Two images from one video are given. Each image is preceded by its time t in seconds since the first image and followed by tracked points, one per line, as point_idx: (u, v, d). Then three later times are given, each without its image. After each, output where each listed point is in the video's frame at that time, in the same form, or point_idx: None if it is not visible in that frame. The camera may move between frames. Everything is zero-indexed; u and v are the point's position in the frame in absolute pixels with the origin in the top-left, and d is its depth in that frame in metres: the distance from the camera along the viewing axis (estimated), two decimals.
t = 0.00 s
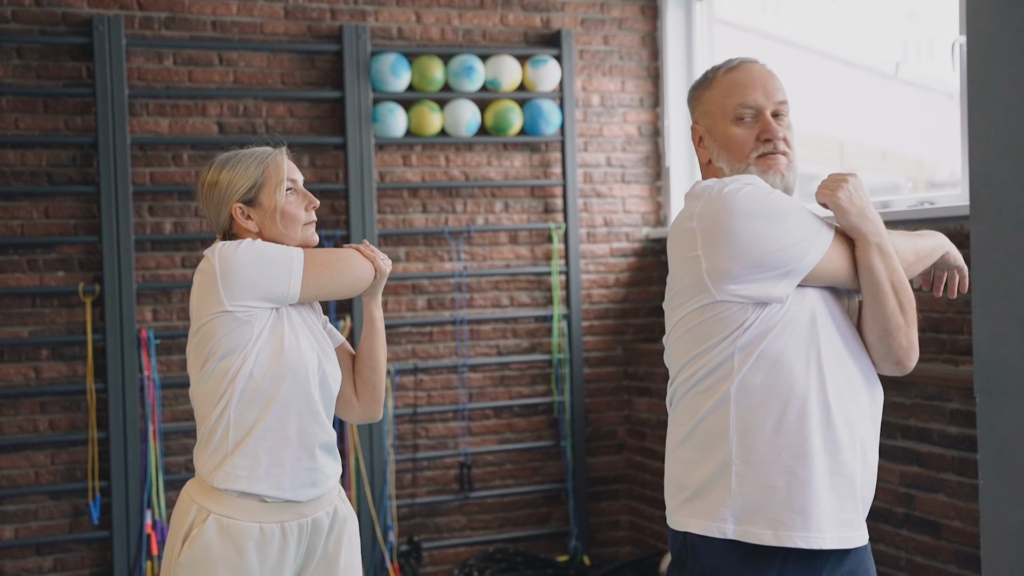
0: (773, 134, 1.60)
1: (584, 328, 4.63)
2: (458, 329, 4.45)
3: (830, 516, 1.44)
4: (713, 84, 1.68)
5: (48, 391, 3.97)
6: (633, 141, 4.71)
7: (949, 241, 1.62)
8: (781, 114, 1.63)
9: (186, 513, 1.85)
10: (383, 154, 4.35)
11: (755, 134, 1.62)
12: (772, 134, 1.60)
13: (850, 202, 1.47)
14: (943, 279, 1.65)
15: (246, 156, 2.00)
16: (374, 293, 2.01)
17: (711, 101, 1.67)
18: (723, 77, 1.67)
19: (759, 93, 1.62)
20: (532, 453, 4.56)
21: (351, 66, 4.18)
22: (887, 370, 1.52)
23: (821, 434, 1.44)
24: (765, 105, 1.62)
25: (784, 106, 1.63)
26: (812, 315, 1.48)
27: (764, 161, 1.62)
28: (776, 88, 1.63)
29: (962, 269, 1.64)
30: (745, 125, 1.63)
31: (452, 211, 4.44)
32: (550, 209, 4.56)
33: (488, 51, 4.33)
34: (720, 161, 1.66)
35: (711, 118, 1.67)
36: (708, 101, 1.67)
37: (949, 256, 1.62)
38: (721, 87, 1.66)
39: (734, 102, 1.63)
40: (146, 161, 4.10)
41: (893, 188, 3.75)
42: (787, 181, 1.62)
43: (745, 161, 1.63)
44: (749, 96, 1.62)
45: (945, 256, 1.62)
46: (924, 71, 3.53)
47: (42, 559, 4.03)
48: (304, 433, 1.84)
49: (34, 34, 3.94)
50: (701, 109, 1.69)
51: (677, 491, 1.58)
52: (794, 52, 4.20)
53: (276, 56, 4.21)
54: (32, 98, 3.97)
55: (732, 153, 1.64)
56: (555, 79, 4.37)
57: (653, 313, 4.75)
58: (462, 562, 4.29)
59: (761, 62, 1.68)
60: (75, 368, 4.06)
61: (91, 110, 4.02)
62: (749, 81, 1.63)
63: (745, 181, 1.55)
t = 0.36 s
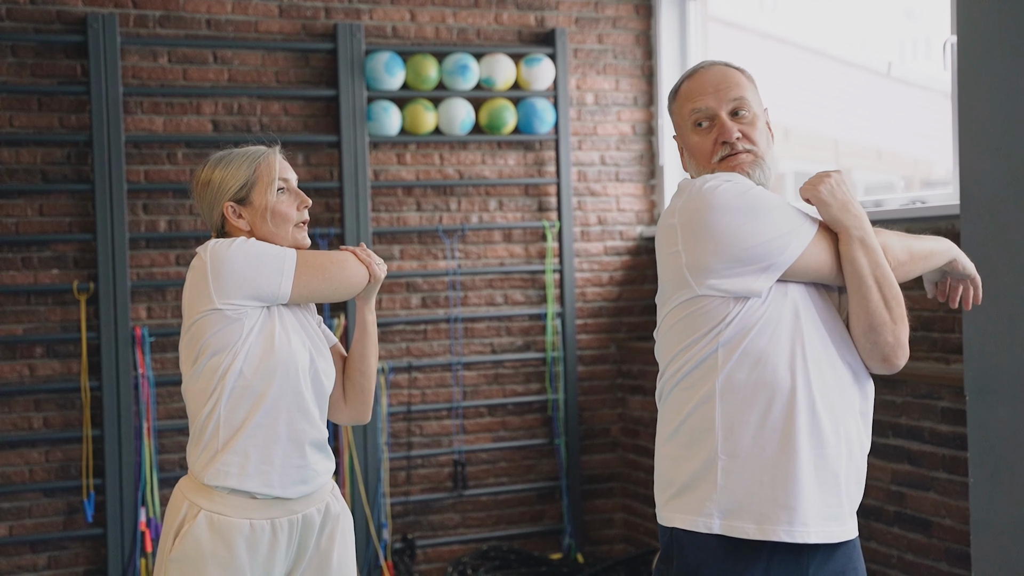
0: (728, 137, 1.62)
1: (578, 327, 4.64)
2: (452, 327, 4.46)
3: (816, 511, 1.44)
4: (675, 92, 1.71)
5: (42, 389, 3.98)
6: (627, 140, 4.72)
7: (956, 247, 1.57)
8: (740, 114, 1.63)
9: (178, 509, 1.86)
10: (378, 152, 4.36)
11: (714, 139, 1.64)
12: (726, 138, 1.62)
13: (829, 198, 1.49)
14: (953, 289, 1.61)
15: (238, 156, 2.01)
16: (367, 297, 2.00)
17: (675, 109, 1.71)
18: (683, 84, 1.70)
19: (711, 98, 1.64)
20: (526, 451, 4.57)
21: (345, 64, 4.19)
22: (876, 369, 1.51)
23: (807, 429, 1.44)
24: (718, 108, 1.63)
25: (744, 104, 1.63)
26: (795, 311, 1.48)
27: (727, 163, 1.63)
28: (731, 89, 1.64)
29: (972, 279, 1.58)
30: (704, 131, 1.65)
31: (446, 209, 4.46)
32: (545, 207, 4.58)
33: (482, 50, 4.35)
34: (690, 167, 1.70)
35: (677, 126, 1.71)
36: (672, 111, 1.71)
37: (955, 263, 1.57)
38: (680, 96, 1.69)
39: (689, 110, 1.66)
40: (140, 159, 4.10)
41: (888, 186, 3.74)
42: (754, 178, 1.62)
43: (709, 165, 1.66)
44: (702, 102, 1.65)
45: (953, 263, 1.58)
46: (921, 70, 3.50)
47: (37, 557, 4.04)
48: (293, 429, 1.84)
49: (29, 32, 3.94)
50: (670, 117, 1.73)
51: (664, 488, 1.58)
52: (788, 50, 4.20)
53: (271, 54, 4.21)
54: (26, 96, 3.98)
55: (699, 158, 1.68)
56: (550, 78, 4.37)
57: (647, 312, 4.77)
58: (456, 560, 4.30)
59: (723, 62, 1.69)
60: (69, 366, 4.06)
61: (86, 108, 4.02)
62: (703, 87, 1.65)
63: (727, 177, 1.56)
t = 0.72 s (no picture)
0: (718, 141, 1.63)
1: (576, 328, 4.65)
2: (450, 328, 4.47)
3: (807, 509, 1.44)
4: (667, 96, 1.72)
5: (40, 389, 3.99)
6: (625, 141, 4.73)
7: (953, 245, 1.58)
8: (730, 118, 1.64)
9: (176, 508, 1.87)
10: (376, 154, 4.37)
11: (704, 143, 1.65)
12: (716, 142, 1.63)
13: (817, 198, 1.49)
14: (967, 290, 1.64)
15: (238, 157, 2.02)
16: (366, 301, 2.01)
17: (667, 112, 1.72)
18: (675, 88, 1.71)
19: (702, 102, 1.65)
20: (524, 452, 4.58)
21: (343, 65, 4.20)
22: (873, 368, 1.51)
23: (798, 429, 1.44)
24: (709, 113, 1.64)
25: (734, 109, 1.64)
26: (787, 311, 1.49)
27: (718, 168, 1.65)
28: (721, 93, 1.64)
29: (982, 276, 1.62)
30: (694, 135, 1.67)
31: (444, 210, 4.47)
32: (543, 208, 4.59)
33: (481, 51, 4.36)
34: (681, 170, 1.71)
35: (669, 130, 1.72)
36: (665, 114, 1.72)
37: (961, 261, 1.60)
38: (672, 99, 1.70)
39: (680, 114, 1.67)
40: (139, 160, 4.11)
41: (886, 188, 3.75)
42: (745, 181, 1.63)
43: (700, 169, 1.67)
44: (693, 107, 1.65)
45: (957, 260, 1.59)
46: (916, 71, 3.52)
47: (35, 556, 4.05)
48: (289, 429, 1.84)
49: (28, 33, 3.96)
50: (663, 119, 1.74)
51: (658, 486, 1.59)
52: (785, 52, 4.22)
53: (269, 55, 4.23)
54: (25, 97, 3.99)
55: (690, 162, 1.69)
56: (548, 79, 4.38)
57: (645, 313, 4.78)
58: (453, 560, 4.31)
59: (714, 66, 1.69)
60: (68, 366, 4.07)
61: (85, 109, 4.04)
62: (694, 91, 1.66)
63: (717, 178, 1.57)
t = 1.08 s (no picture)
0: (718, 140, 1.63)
1: (575, 328, 4.66)
2: (450, 328, 4.48)
3: (803, 507, 1.45)
4: (667, 96, 1.73)
5: (40, 389, 4.00)
6: (624, 142, 4.74)
7: (950, 247, 1.59)
8: (730, 118, 1.65)
9: (174, 507, 1.88)
10: (375, 154, 4.38)
11: (704, 142, 1.66)
12: (716, 142, 1.64)
13: (814, 198, 1.50)
14: (959, 293, 1.65)
15: (239, 157, 2.02)
16: (366, 307, 2.01)
17: (667, 112, 1.72)
18: (675, 88, 1.72)
19: (702, 102, 1.65)
20: (522, 452, 4.59)
21: (343, 65, 4.21)
22: (871, 365, 1.52)
23: (794, 427, 1.45)
24: (708, 112, 1.65)
25: (734, 108, 1.64)
26: (783, 310, 1.49)
27: (717, 167, 1.65)
28: (721, 93, 1.65)
29: (973, 280, 1.63)
30: (694, 135, 1.67)
31: (443, 210, 4.47)
32: (542, 208, 4.59)
33: (480, 52, 4.37)
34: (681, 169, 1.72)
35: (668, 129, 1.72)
36: (665, 114, 1.73)
37: (954, 264, 1.60)
38: (672, 100, 1.71)
39: (680, 114, 1.68)
40: (138, 161, 4.12)
41: (884, 188, 3.76)
42: (744, 181, 1.64)
43: (700, 168, 1.68)
44: (692, 106, 1.66)
45: (951, 264, 1.60)
46: (915, 72, 3.53)
47: (35, 556, 4.06)
48: (288, 428, 1.85)
49: (28, 34, 3.97)
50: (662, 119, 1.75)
51: (655, 485, 1.60)
52: (784, 52, 4.22)
53: (269, 56, 4.24)
54: (25, 98, 4.00)
55: (689, 161, 1.70)
56: (547, 80, 4.39)
57: (643, 313, 4.79)
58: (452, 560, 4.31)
59: (714, 66, 1.70)
60: (68, 366, 4.08)
61: (85, 110, 4.05)
62: (694, 91, 1.67)
63: (716, 177, 1.58)
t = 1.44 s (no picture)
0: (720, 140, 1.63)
1: (575, 328, 4.66)
2: (450, 328, 4.48)
3: (805, 505, 1.45)
4: (668, 97, 1.73)
5: (42, 389, 4.01)
6: (624, 142, 4.74)
7: (943, 246, 1.61)
8: (731, 118, 1.65)
9: (176, 507, 1.88)
10: (375, 154, 4.38)
11: (705, 141, 1.66)
12: (717, 141, 1.64)
13: (814, 197, 1.51)
14: (943, 290, 1.66)
15: (241, 158, 2.03)
16: (366, 310, 2.02)
17: (668, 113, 1.73)
18: (676, 89, 1.72)
19: (703, 102, 1.66)
20: (523, 452, 4.60)
21: (343, 66, 4.21)
22: (871, 362, 1.52)
23: (796, 426, 1.45)
24: (710, 112, 1.65)
25: (735, 109, 1.65)
26: (783, 309, 1.50)
27: (718, 166, 1.65)
28: (722, 93, 1.66)
29: (961, 277, 1.64)
30: (695, 134, 1.68)
31: (443, 210, 4.48)
32: (542, 208, 4.60)
33: (480, 52, 4.37)
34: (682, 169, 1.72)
35: (669, 129, 1.73)
36: (665, 114, 1.73)
37: (943, 261, 1.62)
38: (673, 100, 1.71)
39: (681, 114, 1.68)
40: (139, 161, 4.13)
41: (884, 188, 3.76)
42: (745, 181, 1.64)
43: (701, 168, 1.68)
44: (693, 106, 1.67)
45: (940, 261, 1.62)
46: (916, 71, 3.53)
47: (37, 555, 4.07)
48: (290, 427, 1.86)
49: (28, 34, 3.98)
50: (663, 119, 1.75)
51: (655, 484, 1.60)
52: (784, 52, 4.22)
53: (269, 57, 4.24)
54: (26, 98, 4.01)
55: (690, 161, 1.70)
56: (547, 80, 4.39)
57: (643, 313, 4.79)
58: (452, 560, 4.31)
59: (715, 67, 1.71)
60: (69, 366, 4.09)
61: (85, 110, 4.05)
62: (696, 91, 1.67)
63: (717, 177, 1.58)
